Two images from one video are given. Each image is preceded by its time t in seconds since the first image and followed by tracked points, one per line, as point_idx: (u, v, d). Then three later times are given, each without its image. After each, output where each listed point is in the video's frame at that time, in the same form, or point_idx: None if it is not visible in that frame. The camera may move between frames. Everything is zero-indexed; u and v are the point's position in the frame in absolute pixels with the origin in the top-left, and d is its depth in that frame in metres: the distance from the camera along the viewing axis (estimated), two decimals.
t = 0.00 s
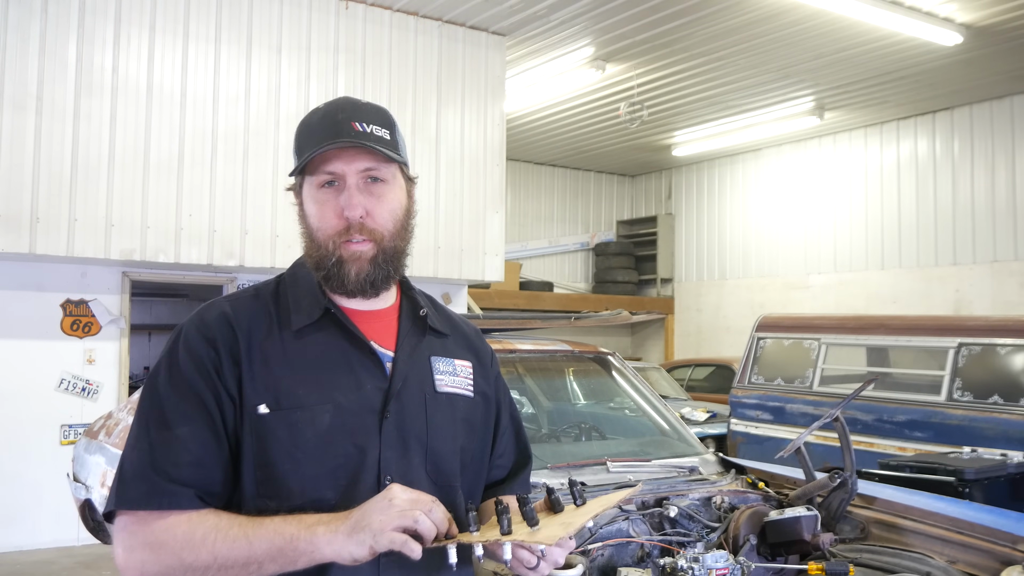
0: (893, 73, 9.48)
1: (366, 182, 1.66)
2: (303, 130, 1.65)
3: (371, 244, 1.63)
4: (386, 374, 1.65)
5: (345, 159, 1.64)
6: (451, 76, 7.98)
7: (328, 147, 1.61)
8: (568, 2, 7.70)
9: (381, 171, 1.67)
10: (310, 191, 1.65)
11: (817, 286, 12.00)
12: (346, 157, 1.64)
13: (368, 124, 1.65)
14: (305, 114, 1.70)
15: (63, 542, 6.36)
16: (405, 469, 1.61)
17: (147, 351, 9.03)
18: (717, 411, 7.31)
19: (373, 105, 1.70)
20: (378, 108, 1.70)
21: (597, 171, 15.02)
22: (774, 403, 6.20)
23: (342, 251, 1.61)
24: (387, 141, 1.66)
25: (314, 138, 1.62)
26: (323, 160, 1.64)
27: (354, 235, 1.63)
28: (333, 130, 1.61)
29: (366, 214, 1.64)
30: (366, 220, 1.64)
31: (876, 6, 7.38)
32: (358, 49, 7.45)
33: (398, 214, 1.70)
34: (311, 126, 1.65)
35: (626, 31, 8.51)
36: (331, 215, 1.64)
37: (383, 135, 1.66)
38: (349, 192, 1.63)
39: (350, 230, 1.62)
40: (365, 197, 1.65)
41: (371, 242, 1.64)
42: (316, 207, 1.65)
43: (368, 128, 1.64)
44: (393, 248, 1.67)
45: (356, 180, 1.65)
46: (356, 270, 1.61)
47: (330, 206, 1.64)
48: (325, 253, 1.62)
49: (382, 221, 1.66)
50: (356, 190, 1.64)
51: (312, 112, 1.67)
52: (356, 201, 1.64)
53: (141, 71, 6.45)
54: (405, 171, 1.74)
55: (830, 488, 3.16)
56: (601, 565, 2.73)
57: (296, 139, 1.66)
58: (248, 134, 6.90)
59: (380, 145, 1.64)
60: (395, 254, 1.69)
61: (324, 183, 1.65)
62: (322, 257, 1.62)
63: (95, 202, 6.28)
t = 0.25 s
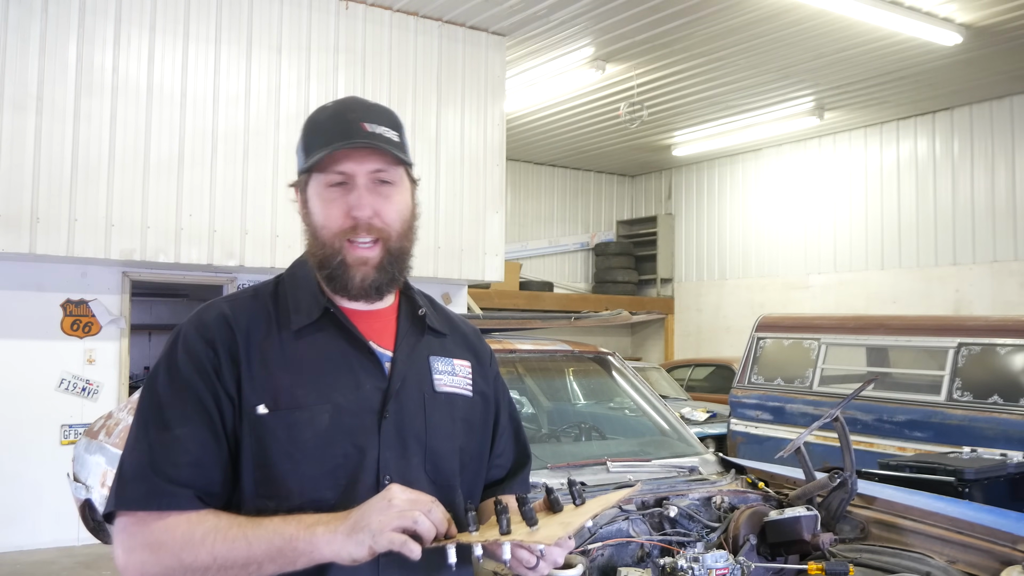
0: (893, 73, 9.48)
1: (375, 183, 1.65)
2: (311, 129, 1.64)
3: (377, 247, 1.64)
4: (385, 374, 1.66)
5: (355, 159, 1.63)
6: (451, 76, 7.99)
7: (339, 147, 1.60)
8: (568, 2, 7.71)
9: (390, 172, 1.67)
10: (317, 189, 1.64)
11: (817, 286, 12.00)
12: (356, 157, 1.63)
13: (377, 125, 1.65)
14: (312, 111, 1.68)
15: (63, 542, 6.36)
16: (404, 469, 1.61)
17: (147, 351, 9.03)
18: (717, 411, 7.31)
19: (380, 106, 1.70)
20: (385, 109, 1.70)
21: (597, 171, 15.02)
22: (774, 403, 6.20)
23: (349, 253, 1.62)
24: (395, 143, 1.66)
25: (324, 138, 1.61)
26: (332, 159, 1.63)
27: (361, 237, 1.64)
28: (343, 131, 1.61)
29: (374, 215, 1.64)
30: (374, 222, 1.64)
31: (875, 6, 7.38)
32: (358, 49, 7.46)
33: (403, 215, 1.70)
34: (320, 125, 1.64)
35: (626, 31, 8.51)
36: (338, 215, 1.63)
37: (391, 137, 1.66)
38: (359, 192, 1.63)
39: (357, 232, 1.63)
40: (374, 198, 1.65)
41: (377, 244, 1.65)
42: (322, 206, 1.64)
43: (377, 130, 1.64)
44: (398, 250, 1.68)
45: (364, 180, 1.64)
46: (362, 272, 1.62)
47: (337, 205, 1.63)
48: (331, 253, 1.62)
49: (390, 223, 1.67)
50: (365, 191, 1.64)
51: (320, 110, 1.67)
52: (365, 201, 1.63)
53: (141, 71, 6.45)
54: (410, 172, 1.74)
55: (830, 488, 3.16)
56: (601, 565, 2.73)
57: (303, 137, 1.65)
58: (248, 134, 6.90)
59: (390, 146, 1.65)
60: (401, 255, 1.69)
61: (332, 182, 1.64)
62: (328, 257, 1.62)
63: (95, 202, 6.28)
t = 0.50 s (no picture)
0: (893, 73, 9.48)
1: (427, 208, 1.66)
2: (387, 134, 1.63)
3: (416, 262, 1.64)
4: (378, 374, 1.65)
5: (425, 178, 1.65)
6: (451, 75, 7.98)
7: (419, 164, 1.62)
8: (568, 2, 7.71)
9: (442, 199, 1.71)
10: (377, 192, 1.60)
11: (817, 286, 12.00)
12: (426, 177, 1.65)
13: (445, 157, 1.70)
14: (382, 113, 1.67)
15: (63, 542, 6.36)
16: (399, 468, 1.62)
17: (147, 350, 9.04)
18: (717, 411, 7.31)
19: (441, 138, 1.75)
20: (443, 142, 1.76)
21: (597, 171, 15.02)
22: (774, 403, 6.19)
23: (393, 260, 1.59)
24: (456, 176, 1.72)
25: (404, 151, 1.62)
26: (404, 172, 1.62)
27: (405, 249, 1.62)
28: (421, 152, 1.65)
29: (424, 233, 1.65)
30: (422, 239, 1.65)
31: (875, 6, 7.38)
32: (358, 49, 7.46)
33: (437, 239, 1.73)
34: (397, 135, 1.64)
35: (626, 31, 8.51)
36: (393, 223, 1.61)
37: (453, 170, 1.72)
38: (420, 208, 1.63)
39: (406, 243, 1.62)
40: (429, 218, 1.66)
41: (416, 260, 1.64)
42: (378, 208, 1.60)
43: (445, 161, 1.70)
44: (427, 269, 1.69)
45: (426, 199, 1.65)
46: (396, 282, 1.61)
47: (395, 213, 1.61)
48: (377, 257, 1.58)
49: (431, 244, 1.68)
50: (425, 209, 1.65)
51: (392, 119, 1.66)
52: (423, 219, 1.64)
53: (141, 71, 6.45)
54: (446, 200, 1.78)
55: (830, 488, 3.16)
56: (601, 565, 2.73)
57: (372, 137, 1.62)
58: (248, 134, 6.90)
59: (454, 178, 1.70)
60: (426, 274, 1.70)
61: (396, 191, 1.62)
62: (371, 259, 1.58)
63: (95, 202, 6.28)
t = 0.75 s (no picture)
0: (893, 73, 9.48)
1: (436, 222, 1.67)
2: (413, 142, 1.65)
3: (414, 273, 1.64)
4: (378, 374, 1.66)
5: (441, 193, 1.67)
6: (451, 76, 7.98)
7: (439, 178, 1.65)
8: (568, 2, 7.71)
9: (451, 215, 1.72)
10: (392, 197, 1.61)
11: (817, 286, 12.00)
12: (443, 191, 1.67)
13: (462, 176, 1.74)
14: (410, 121, 1.70)
15: (63, 542, 6.36)
16: (397, 468, 1.62)
17: (147, 350, 9.04)
18: (717, 411, 7.31)
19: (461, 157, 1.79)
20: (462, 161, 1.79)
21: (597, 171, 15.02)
22: (774, 403, 6.19)
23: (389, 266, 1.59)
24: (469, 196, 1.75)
25: (427, 163, 1.65)
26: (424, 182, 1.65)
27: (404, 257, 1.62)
28: (443, 167, 1.68)
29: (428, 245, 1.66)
30: (425, 251, 1.65)
31: (875, 6, 7.38)
32: (358, 49, 7.46)
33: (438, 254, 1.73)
34: (423, 144, 1.67)
35: (626, 31, 8.51)
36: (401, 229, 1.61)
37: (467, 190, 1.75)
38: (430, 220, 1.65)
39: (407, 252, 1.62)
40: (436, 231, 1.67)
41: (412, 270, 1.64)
42: (389, 212, 1.61)
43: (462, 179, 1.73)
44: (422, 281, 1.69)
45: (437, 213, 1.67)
46: (388, 289, 1.61)
47: (405, 221, 1.62)
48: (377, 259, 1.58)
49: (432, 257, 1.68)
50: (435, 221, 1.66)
51: (419, 128, 1.69)
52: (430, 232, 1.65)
53: (141, 71, 6.45)
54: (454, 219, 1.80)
55: (830, 488, 3.16)
56: (601, 565, 2.73)
57: (398, 141, 1.64)
58: (248, 134, 6.90)
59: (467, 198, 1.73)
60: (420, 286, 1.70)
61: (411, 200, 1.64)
62: (371, 261, 1.58)
63: (95, 202, 6.28)
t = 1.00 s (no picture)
0: (893, 73, 9.48)
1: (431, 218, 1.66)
2: (399, 140, 1.63)
3: (415, 272, 1.64)
4: (380, 375, 1.66)
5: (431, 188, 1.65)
6: (451, 76, 7.98)
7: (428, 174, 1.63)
8: (568, 2, 7.71)
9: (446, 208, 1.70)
10: (384, 199, 1.60)
11: (817, 286, 12.00)
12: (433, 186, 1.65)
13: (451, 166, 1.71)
14: (394, 118, 1.67)
15: (63, 542, 6.36)
16: (399, 469, 1.62)
17: (147, 350, 9.03)
18: (717, 411, 7.31)
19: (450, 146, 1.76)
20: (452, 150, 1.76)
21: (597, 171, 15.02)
22: (774, 403, 6.19)
23: (391, 268, 1.60)
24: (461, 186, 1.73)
25: (413, 160, 1.63)
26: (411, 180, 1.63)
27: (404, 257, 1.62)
28: (430, 161, 1.65)
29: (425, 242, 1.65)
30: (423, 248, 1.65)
31: (875, 6, 7.38)
32: (358, 49, 7.46)
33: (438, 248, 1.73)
34: (409, 141, 1.65)
35: (626, 31, 8.51)
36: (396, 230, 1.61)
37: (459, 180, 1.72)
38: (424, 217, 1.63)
39: (406, 252, 1.62)
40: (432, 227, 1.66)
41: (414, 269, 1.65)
42: (383, 215, 1.60)
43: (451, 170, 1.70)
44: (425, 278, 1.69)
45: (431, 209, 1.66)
46: (393, 290, 1.61)
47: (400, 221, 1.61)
48: (377, 264, 1.59)
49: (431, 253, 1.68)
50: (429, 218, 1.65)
51: (404, 125, 1.66)
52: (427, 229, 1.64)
53: (141, 71, 6.45)
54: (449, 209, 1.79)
55: (830, 488, 3.16)
56: (601, 565, 2.73)
57: (384, 142, 1.62)
58: (248, 134, 6.90)
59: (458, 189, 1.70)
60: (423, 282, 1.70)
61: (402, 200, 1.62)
62: (371, 266, 1.59)
63: (95, 202, 6.28)
